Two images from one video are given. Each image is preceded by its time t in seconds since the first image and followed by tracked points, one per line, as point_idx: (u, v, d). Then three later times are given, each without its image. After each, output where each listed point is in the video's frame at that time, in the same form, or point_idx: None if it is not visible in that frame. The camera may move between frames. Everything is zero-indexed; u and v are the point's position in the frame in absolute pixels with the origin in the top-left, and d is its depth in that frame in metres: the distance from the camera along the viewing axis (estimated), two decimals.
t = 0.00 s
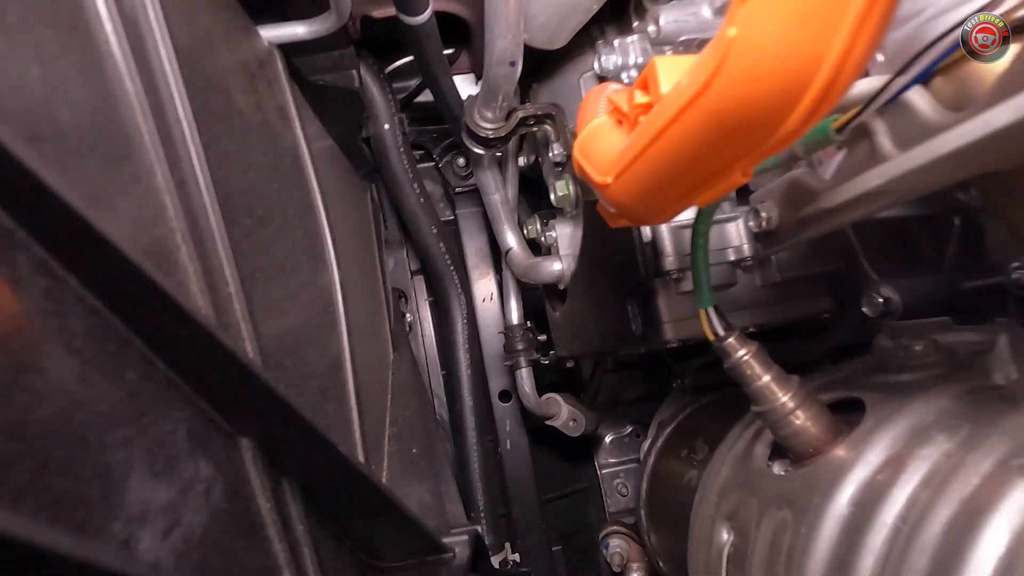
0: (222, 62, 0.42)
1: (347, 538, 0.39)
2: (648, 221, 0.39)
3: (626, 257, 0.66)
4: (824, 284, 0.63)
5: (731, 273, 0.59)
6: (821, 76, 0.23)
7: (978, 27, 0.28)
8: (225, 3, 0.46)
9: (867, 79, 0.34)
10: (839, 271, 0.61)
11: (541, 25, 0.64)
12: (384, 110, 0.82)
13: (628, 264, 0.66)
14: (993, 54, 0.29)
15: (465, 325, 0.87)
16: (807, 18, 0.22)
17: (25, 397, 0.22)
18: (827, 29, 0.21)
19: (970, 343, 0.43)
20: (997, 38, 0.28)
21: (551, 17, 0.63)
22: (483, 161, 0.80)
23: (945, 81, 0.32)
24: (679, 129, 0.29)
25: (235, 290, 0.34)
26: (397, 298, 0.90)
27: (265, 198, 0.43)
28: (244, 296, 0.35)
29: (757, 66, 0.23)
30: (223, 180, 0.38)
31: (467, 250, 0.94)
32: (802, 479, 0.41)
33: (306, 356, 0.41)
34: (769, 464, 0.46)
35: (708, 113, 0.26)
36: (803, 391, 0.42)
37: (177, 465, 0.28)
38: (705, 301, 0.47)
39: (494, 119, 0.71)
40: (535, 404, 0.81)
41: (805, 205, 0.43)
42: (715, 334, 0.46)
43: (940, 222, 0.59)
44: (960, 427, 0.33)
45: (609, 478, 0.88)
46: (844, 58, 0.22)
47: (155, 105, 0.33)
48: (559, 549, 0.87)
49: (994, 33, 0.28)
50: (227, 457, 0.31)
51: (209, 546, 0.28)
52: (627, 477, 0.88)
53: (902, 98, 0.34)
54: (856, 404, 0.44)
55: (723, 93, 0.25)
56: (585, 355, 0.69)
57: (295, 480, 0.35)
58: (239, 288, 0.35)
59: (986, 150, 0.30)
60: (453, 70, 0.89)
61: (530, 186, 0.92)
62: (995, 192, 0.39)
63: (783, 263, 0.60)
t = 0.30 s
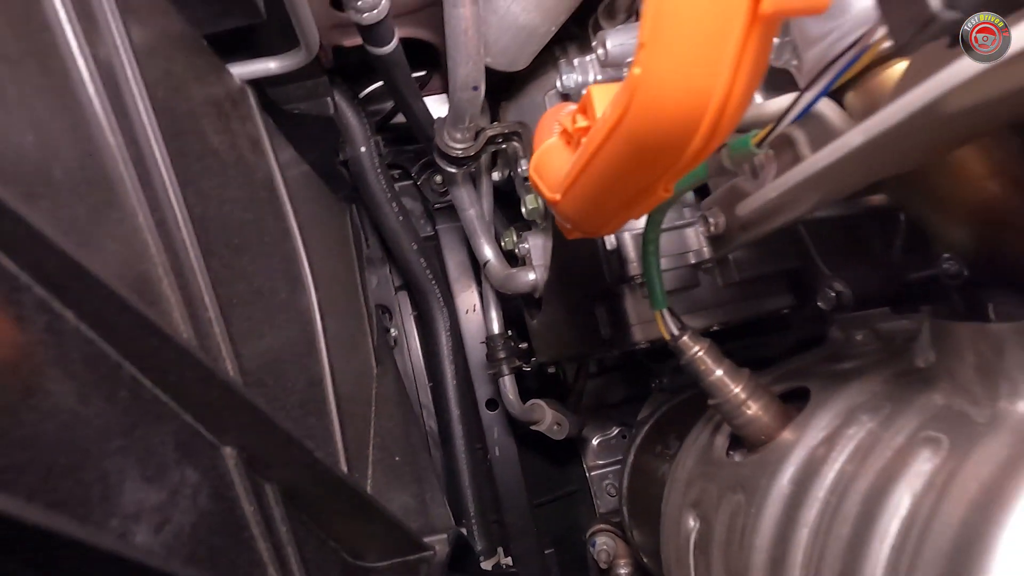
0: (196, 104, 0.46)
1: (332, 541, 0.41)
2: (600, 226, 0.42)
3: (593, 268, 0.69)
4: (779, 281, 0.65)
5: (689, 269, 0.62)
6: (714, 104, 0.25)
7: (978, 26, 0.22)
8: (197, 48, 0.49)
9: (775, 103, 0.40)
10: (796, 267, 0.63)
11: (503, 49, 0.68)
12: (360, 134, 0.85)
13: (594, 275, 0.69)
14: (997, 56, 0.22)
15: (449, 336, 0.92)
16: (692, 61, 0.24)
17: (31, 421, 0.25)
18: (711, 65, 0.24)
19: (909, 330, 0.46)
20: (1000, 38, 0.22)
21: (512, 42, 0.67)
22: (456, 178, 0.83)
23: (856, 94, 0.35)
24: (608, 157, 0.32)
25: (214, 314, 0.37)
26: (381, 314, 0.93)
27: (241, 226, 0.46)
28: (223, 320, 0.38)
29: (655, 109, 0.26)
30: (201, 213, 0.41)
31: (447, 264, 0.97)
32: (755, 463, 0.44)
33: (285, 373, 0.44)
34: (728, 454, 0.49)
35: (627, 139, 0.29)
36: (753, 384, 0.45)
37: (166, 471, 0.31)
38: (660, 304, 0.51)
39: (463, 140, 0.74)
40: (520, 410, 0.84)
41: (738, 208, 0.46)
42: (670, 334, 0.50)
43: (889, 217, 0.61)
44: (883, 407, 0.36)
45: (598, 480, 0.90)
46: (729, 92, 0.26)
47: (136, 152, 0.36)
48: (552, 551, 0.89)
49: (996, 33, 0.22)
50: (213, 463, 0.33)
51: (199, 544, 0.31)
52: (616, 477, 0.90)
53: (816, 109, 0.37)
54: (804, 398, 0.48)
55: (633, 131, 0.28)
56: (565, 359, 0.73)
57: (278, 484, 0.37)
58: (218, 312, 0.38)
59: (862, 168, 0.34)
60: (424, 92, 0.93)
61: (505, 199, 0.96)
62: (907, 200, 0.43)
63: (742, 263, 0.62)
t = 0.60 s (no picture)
0: (205, 137, 0.49)
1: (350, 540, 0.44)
2: (588, 238, 0.45)
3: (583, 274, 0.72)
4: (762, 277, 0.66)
5: (665, 269, 0.65)
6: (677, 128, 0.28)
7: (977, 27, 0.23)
8: (202, 85, 0.53)
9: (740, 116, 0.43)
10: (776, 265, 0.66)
11: (488, 70, 0.71)
12: (353, 154, 0.88)
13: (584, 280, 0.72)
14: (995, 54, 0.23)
15: (448, 346, 0.95)
16: (654, 92, 0.27)
17: (91, 432, 0.27)
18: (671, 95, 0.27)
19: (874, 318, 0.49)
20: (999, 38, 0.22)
21: (496, 63, 0.70)
22: (449, 194, 0.86)
23: (816, 105, 0.38)
24: (589, 170, 0.35)
25: (235, 333, 0.40)
26: (381, 328, 0.96)
27: (251, 251, 0.49)
28: (243, 337, 0.41)
29: (625, 128, 0.29)
30: (216, 239, 0.44)
31: (443, 276, 1.00)
32: (741, 450, 0.47)
33: (299, 387, 0.47)
34: (717, 444, 0.52)
35: (604, 159, 0.32)
36: (736, 377, 0.49)
37: (207, 475, 0.32)
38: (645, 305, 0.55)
39: (453, 157, 0.77)
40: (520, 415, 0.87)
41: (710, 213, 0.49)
42: (656, 333, 0.53)
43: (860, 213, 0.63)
44: (850, 390, 0.39)
45: (601, 480, 0.94)
46: (690, 114, 0.28)
47: (161, 191, 0.39)
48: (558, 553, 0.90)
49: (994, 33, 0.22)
50: (246, 468, 0.35)
51: (233, 543, 0.34)
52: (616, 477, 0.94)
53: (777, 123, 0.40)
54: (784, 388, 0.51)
55: (609, 147, 0.31)
56: (561, 364, 0.76)
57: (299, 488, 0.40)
58: (238, 331, 0.41)
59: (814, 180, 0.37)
60: (414, 111, 0.96)
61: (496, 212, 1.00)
62: (864, 200, 0.46)
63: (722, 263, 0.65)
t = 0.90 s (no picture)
0: (215, 172, 0.51)
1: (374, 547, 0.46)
2: (581, 250, 0.48)
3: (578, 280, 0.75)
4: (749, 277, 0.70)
5: (655, 274, 0.68)
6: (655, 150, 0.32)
7: (977, 27, 0.24)
8: (207, 123, 0.56)
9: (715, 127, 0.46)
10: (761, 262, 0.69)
11: (476, 92, 0.75)
12: (348, 178, 0.90)
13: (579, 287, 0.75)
14: (993, 53, 0.25)
15: (450, 359, 0.99)
16: (633, 118, 0.30)
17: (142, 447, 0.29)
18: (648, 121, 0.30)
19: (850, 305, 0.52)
20: (999, 37, 0.24)
21: (483, 85, 0.73)
22: (443, 211, 0.89)
23: (785, 112, 0.41)
24: (579, 187, 0.38)
25: (260, 355, 0.43)
26: (384, 344, 0.99)
27: (264, 277, 0.52)
28: (266, 359, 0.44)
29: (610, 148, 0.32)
30: (233, 268, 0.46)
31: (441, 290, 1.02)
32: (736, 439, 0.50)
33: (316, 402, 0.49)
34: (714, 436, 0.55)
35: (592, 178, 0.35)
36: (728, 370, 0.51)
37: (248, 486, 0.35)
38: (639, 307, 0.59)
39: (446, 176, 0.80)
40: (524, 421, 0.90)
41: (693, 218, 0.52)
42: (650, 334, 0.56)
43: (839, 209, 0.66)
44: (833, 376, 0.42)
45: (607, 480, 0.96)
46: (667, 136, 0.31)
47: (187, 230, 0.42)
48: (569, 554, 0.92)
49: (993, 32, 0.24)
50: (277, 484, 0.37)
51: (270, 550, 0.36)
52: (621, 476, 0.96)
53: (751, 133, 0.43)
54: (772, 379, 0.54)
55: (597, 165, 0.34)
56: (560, 368, 0.80)
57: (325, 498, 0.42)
58: (262, 353, 0.44)
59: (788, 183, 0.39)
60: (404, 132, 0.99)
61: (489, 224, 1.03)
62: (834, 196, 0.49)
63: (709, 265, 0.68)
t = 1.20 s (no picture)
0: (219, 215, 0.54)
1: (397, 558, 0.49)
2: (567, 263, 0.51)
3: (568, 289, 0.78)
4: (732, 275, 0.73)
5: (641, 278, 0.71)
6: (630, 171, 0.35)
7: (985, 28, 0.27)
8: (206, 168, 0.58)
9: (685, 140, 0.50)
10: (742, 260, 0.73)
11: (458, 117, 0.78)
12: (339, 206, 0.93)
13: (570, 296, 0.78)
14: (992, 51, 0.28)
15: (450, 374, 1.02)
16: (608, 144, 0.34)
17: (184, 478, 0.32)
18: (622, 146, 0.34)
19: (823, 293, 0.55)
20: (996, 36, 0.27)
21: (464, 110, 0.77)
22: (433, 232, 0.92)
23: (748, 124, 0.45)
24: (562, 206, 0.41)
25: (279, 384, 0.46)
26: (385, 365, 1.02)
27: (272, 310, 0.54)
28: (285, 387, 0.47)
29: (590, 172, 0.35)
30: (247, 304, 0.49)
31: (436, 307, 1.05)
32: (729, 429, 0.53)
33: (331, 425, 0.52)
34: (709, 429, 0.58)
35: (575, 199, 0.39)
36: (716, 366, 0.55)
37: (283, 506, 0.38)
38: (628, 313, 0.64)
39: (435, 200, 0.83)
40: (527, 429, 0.93)
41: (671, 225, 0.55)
42: (641, 336, 0.62)
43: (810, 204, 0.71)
44: (812, 362, 0.45)
45: (611, 482, 0.99)
46: (640, 158, 0.35)
47: (205, 271, 0.44)
48: (580, 556, 0.95)
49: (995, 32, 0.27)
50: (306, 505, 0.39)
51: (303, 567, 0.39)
52: (625, 476, 0.99)
53: (718, 144, 0.46)
54: (758, 371, 0.57)
55: (579, 187, 0.37)
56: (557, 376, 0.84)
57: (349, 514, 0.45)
58: (281, 382, 0.46)
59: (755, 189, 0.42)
60: (390, 157, 1.03)
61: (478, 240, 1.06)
62: (799, 197, 0.54)
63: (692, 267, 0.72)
